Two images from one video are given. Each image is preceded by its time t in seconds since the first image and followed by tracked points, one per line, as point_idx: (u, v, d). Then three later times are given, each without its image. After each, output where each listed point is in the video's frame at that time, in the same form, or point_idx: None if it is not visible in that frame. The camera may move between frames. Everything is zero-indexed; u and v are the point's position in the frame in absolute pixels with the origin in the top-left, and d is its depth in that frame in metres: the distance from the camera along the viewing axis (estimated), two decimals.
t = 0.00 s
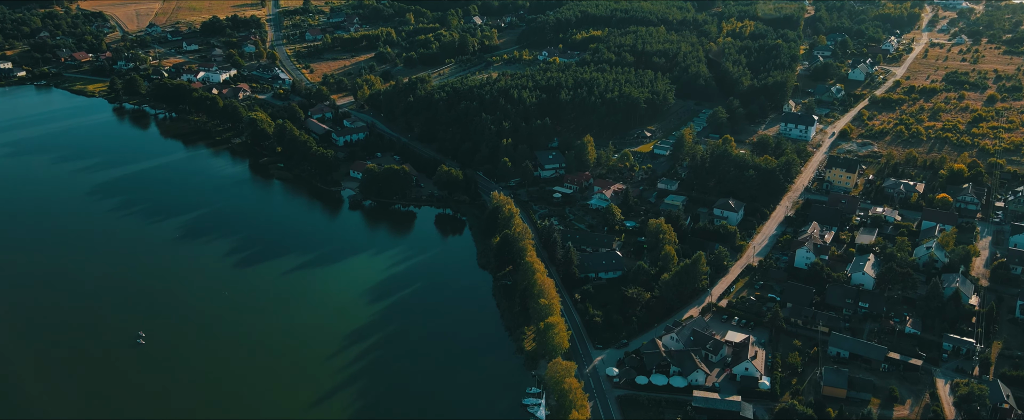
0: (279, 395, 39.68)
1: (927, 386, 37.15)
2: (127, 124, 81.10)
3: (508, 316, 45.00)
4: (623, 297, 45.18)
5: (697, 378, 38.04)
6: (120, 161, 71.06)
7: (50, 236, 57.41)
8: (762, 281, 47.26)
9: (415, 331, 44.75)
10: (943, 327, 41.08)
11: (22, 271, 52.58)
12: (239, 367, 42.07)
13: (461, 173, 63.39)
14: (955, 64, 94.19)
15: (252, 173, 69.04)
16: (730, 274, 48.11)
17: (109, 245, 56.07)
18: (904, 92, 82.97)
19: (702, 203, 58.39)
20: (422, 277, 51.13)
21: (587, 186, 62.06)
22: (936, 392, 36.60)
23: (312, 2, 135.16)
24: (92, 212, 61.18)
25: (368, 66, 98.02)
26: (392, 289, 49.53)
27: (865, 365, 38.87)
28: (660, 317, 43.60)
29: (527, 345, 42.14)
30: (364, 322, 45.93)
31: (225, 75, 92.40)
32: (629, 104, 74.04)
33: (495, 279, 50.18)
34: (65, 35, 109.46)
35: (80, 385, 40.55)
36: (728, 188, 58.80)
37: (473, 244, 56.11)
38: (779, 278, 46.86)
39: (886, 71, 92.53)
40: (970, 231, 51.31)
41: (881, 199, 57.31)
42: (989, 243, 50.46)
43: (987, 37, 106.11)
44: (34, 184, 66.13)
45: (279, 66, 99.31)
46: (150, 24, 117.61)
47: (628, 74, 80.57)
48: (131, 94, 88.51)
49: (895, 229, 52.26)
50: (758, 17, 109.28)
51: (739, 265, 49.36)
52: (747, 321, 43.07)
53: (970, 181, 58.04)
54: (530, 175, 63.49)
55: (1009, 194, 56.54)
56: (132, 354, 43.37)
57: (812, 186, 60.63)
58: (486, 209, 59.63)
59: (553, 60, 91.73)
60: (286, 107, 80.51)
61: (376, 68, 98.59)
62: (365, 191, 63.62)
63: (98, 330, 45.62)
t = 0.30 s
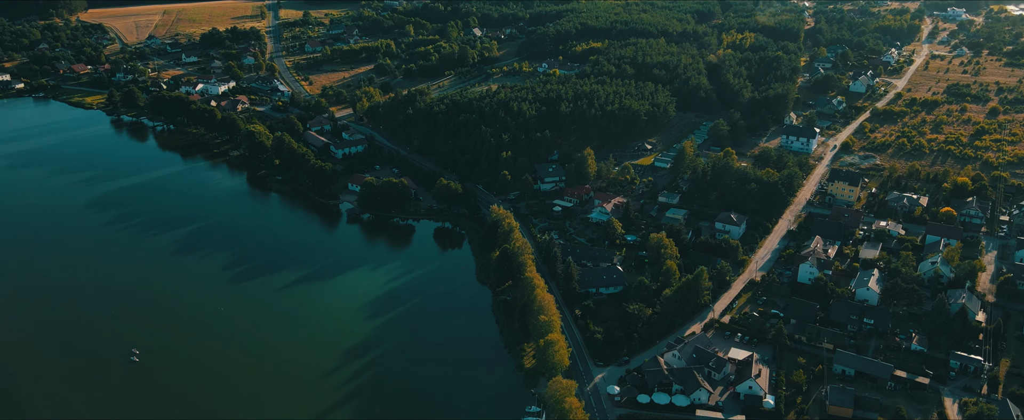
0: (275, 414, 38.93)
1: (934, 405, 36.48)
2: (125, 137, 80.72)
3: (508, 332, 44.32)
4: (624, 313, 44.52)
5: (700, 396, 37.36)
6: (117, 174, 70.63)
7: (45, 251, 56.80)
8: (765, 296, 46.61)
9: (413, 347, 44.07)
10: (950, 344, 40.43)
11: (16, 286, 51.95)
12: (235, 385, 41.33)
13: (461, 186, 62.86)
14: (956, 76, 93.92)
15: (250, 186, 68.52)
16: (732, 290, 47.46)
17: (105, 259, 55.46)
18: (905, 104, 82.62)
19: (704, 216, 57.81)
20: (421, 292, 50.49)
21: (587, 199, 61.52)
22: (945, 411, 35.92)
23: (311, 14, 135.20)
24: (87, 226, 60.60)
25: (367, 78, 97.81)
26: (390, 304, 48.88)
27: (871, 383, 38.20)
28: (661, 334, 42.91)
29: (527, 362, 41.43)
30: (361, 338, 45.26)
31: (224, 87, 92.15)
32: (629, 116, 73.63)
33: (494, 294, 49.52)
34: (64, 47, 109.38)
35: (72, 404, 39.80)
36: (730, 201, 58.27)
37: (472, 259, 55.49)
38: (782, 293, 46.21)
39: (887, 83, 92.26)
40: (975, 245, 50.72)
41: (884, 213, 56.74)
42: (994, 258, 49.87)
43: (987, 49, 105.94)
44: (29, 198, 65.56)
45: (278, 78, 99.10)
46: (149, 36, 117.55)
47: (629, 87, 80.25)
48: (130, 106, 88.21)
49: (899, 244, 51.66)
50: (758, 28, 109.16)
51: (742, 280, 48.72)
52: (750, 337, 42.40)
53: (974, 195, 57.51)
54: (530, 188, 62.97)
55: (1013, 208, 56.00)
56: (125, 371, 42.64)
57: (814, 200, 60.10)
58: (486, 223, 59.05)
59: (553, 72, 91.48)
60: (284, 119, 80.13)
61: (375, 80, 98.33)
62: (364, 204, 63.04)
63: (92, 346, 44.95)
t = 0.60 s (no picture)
0: None
1: None
2: (123, 149, 80.20)
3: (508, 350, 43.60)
4: (625, 329, 43.82)
5: (703, 416, 36.63)
6: (114, 187, 70.06)
7: (39, 265, 56.08)
8: (769, 312, 45.94)
9: (412, 364, 43.31)
10: (958, 361, 39.73)
11: (10, 301, 51.24)
12: (230, 403, 40.44)
13: (460, 200, 62.29)
14: (958, 88, 93.55)
15: (248, 200, 67.95)
16: (735, 305, 46.78)
17: (100, 273, 54.75)
18: (907, 117, 82.20)
19: (705, 230, 57.24)
20: (420, 307, 49.81)
21: (588, 213, 60.94)
22: None
23: (311, 26, 135.15)
24: (83, 239, 59.94)
25: (367, 90, 97.51)
26: (389, 320, 48.16)
27: (877, 402, 37.49)
28: (663, 351, 42.22)
29: (527, 380, 40.69)
30: (360, 355, 44.50)
31: (223, 99, 91.77)
32: (630, 128, 73.16)
33: (494, 309, 48.85)
34: (63, 59, 109.12)
35: None
36: (732, 215, 57.66)
37: (471, 273, 54.84)
38: (786, 310, 45.55)
39: (889, 95, 91.89)
40: (981, 260, 50.07)
41: (888, 226, 56.12)
42: (1000, 273, 49.23)
43: (988, 61, 105.68)
44: (25, 211, 64.93)
45: (278, 89, 98.77)
46: (149, 48, 117.37)
47: (629, 99, 79.82)
48: (128, 118, 87.81)
49: (903, 258, 51.04)
50: (758, 40, 108.96)
51: (745, 295, 48.06)
52: (753, 354, 41.70)
53: (978, 208, 56.93)
54: (530, 201, 62.42)
55: (1019, 222, 55.39)
56: (118, 389, 41.70)
57: (817, 213, 59.50)
58: (485, 236, 58.45)
59: (553, 84, 91.15)
60: (283, 131, 79.73)
61: (375, 92, 98.02)
62: (362, 218, 62.47)
63: (84, 363, 44.07)
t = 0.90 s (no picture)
0: None
1: None
2: (120, 161, 79.71)
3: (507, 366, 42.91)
4: (627, 346, 43.13)
5: None
6: (110, 200, 69.50)
7: (33, 279, 55.41)
8: (772, 328, 45.26)
9: (410, 382, 42.56)
10: (965, 379, 39.04)
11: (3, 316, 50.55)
12: None
13: (459, 213, 61.71)
14: (959, 99, 93.17)
15: (245, 213, 67.39)
16: (738, 321, 46.08)
17: (95, 288, 54.08)
18: (909, 129, 81.75)
19: (707, 244, 56.65)
20: (418, 322, 49.12)
21: (588, 226, 60.36)
22: None
23: (311, 37, 135.10)
24: (78, 253, 59.32)
25: (366, 101, 97.19)
26: (387, 336, 47.45)
27: None
28: (665, 367, 41.52)
29: (526, 397, 39.99)
30: (357, 372, 43.75)
31: (221, 111, 91.38)
32: (630, 141, 72.69)
33: (493, 325, 48.16)
34: (62, 70, 108.86)
35: None
36: (734, 228, 57.10)
37: (470, 287, 54.18)
38: (789, 326, 44.85)
39: (890, 106, 91.52)
40: (987, 274, 49.44)
41: (892, 240, 55.51)
42: (1006, 288, 48.61)
43: (990, 73, 105.38)
44: (20, 224, 64.37)
45: (277, 101, 98.45)
46: (149, 60, 117.20)
47: (630, 111, 79.39)
48: (126, 130, 87.40)
49: (908, 273, 50.41)
50: (758, 51, 108.75)
51: (748, 310, 47.37)
52: (757, 371, 41.01)
53: (983, 222, 56.34)
54: (530, 214, 61.86)
55: None
56: (110, 408, 40.91)
57: (820, 227, 58.92)
58: (485, 250, 57.85)
59: (553, 96, 90.83)
60: (281, 144, 79.31)
61: (374, 103, 97.66)
62: (360, 231, 61.86)
63: (76, 380, 43.32)
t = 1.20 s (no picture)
0: None
1: None
2: (117, 174, 79.14)
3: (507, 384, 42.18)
4: (628, 362, 42.39)
5: None
6: (106, 213, 68.89)
7: (27, 294, 54.66)
8: (776, 344, 44.55)
9: (408, 399, 41.74)
10: (973, 397, 38.33)
11: None
12: None
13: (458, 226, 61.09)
14: (961, 111, 92.80)
15: (243, 226, 66.77)
16: (741, 336, 45.35)
17: (89, 302, 53.35)
18: (911, 141, 81.26)
19: (709, 257, 56.01)
20: (416, 337, 48.35)
21: (588, 239, 59.73)
22: None
23: (311, 49, 134.98)
24: (73, 267, 58.63)
25: (365, 113, 96.81)
26: (385, 351, 46.68)
27: None
28: (667, 384, 40.79)
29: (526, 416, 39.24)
30: (354, 389, 42.94)
31: (220, 122, 90.92)
32: (630, 153, 72.18)
33: (492, 341, 47.44)
34: (61, 82, 108.60)
35: None
36: (736, 242, 56.46)
37: (469, 302, 53.49)
38: (793, 342, 44.12)
39: (891, 118, 91.13)
40: (993, 289, 48.79)
41: (895, 254, 54.87)
42: (1012, 303, 47.96)
43: (991, 84, 105.07)
44: (15, 238, 63.69)
45: (275, 113, 98.10)
46: (148, 71, 117.00)
47: (630, 123, 78.97)
48: (124, 142, 86.97)
49: (913, 288, 49.75)
50: (758, 63, 108.53)
51: (751, 326, 46.66)
52: (761, 389, 40.30)
53: (987, 235, 55.74)
54: (530, 227, 61.24)
55: None
56: None
57: (822, 240, 58.30)
58: (484, 264, 57.20)
59: (553, 108, 90.49)
60: (280, 156, 78.87)
61: (374, 115, 97.28)
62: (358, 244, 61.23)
63: (67, 397, 42.46)
